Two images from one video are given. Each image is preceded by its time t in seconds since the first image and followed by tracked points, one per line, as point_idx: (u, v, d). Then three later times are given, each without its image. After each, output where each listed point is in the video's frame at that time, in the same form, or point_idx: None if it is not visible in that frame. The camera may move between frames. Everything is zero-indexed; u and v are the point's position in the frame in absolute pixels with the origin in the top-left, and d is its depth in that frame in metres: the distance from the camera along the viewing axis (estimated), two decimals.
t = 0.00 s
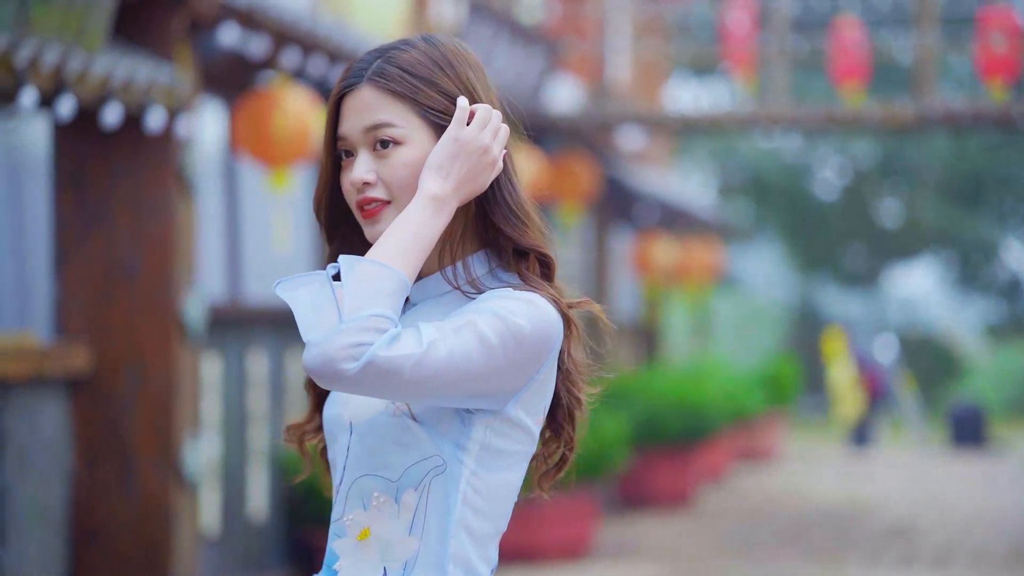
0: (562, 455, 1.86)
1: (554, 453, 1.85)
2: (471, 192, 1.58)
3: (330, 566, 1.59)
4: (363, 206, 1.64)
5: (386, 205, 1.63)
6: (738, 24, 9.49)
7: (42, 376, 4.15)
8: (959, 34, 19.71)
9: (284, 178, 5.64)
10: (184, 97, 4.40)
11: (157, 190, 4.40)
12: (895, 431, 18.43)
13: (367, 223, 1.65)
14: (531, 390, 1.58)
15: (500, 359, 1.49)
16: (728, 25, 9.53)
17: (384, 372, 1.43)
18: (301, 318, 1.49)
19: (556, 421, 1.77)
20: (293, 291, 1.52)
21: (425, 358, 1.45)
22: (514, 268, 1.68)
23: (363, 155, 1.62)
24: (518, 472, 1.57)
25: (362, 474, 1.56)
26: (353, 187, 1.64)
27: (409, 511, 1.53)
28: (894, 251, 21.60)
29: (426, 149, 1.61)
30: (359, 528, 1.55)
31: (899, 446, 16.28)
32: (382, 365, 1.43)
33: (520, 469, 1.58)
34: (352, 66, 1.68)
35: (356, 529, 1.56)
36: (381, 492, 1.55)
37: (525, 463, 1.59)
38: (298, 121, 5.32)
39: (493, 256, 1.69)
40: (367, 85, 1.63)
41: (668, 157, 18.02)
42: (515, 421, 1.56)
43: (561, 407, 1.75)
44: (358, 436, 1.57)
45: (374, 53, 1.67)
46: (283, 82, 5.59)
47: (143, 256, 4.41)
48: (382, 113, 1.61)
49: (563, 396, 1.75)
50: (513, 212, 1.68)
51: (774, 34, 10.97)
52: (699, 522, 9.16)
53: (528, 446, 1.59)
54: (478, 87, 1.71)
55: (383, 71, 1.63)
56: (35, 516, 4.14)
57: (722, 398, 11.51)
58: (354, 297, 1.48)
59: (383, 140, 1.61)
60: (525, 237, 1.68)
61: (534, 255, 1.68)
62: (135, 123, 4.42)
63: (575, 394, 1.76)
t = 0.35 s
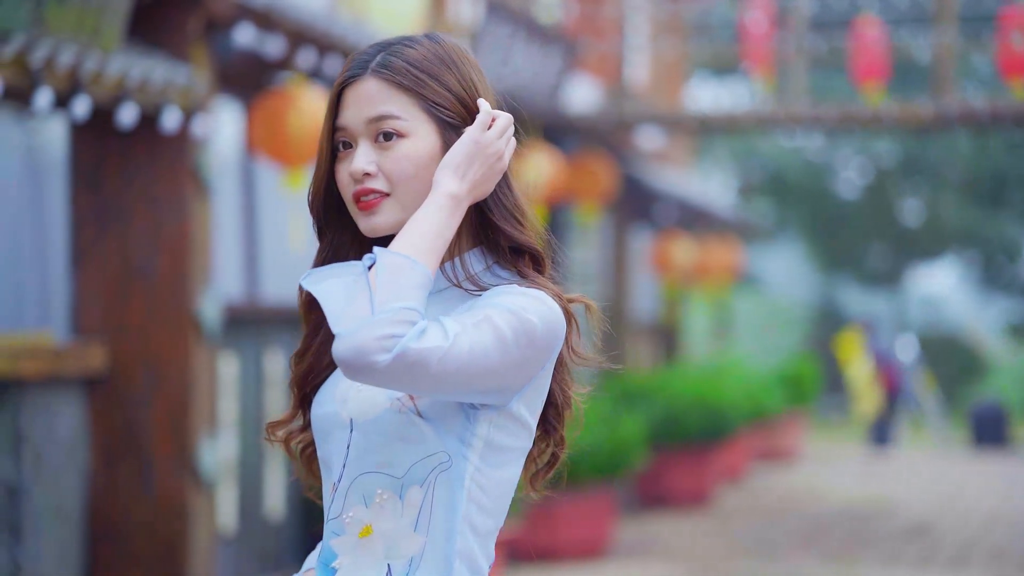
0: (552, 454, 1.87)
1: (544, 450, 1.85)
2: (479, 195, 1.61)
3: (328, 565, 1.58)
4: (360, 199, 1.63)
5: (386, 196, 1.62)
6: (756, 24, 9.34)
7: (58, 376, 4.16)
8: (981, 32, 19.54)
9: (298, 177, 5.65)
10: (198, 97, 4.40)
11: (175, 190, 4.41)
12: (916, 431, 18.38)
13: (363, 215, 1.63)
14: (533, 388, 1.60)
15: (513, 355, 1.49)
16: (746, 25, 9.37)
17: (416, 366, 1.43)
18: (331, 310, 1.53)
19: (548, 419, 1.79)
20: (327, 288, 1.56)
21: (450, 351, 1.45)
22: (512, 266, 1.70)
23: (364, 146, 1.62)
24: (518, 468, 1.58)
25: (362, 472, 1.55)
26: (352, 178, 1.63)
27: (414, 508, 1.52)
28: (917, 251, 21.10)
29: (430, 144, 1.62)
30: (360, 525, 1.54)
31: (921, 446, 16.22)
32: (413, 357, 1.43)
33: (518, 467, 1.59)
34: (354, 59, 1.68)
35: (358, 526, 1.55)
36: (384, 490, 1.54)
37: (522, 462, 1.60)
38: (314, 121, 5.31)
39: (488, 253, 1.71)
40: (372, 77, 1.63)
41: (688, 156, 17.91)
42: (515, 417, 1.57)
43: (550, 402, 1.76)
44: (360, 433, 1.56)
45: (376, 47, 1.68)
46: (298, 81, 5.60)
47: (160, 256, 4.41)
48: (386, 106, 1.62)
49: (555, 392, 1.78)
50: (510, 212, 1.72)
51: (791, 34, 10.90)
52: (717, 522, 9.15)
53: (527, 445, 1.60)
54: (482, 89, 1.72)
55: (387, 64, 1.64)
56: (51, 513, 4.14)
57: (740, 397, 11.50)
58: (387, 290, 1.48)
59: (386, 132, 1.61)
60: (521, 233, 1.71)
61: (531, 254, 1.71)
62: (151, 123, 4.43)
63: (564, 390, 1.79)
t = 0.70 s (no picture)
0: (536, 455, 1.89)
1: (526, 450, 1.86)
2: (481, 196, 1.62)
3: (317, 560, 1.59)
4: (354, 189, 1.65)
5: (381, 188, 1.64)
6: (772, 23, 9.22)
7: (72, 374, 4.16)
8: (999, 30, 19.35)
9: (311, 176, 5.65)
10: (211, 97, 4.40)
11: (188, 189, 4.41)
12: (936, 431, 18.24)
13: (356, 206, 1.65)
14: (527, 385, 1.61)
15: (516, 352, 1.51)
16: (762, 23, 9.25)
17: (435, 360, 1.44)
18: (348, 302, 1.53)
19: (532, 419, 1.82)
20: (341, 280, 1.56)
21: (466, 347, 1.46)
22: (505, 266, 1.72)
23: (361, 138, 1.64)
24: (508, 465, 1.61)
25: (356, 468, 1.56)
26: (347, 169, 1.65)
27: (409, 504, 1.54)
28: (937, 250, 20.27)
29: (429, 137, 1.65)
30: (353, 520, 1.56)
31: (939, 446, 16.09)
32: (433, 351, 1.44)
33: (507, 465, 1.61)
34: (353, 53, 1.71)
35: (350, 522, 1.56)
36: (379, 486, 1.55)
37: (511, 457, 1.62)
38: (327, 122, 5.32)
39: (480, 251, 1.73)
40: (372, 70, 1.66)
41: (705, 155, 17.77)
42: (507, 414, 1.59)
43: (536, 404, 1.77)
44: (353, 429, 1.56)
45: (374, 41, 1.71)
46: (312, 80, 5.59)
47: (172, 254, 4.42)
48: (386, 99, 1.65)
49: (542, 392, 1.80)
50: (504, 212, 1.74)
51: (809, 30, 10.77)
52: (734, 521, 9.11)
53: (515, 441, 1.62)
54: (478, 89, 1.76)
55: (387, 57, 1.67)
56: (65, 513, 4.14)
57: (758, 396, 11.44)
58: (412, 288, 1.48)
59: (384, 124, 1.64)
60: (514, 232, 1.74)
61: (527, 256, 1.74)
62: (164, 123, 4.44)
63: (549, 392, 1.82)
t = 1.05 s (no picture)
0: (515, 455, 1.89)
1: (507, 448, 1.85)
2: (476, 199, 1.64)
3: (308, 558, 1.58)
4: (346, 181, 1.64)
5: (374, 180, 1.63)
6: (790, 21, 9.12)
7: (87, 372, 4.17)
8: (1019, 28, 19.20)
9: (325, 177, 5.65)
10: (223, 95, 4.39)
11: (200, 188, 4.42)
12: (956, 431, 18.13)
13: (347, 198, 1.64)
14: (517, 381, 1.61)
15: (516, 349, 1.51)
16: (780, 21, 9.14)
17: (442, 359, 1.45)
18: (356, 301, 1.53)
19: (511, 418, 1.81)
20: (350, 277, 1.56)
21: (471, 346, 1.47)
22: (491, 262, 1.72)
23: (356, 130, 1.64)
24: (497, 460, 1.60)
25: (349, 465, 1.55)
26: (340, 161, 1.64)
27: (402, 501, 1.54)
28: (960, 250, 19.96)
29: (422, 129, 1.64)
30: (345, 518, 1.56)
31: (960, 446, 16.00)
32: (444, 351, 1.45)
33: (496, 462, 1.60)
34: (347, 45, 1.70)
35: (343, 519, 1.56)
36: (372, 482, 1.54)
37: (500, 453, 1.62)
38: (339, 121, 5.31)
39: (468, 249, 1.73)
40: (366, 62, 1.66)
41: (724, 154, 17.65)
42: (498, 411, 1.58)
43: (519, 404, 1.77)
44: (344, 427, 1.55)
45: (367, 35, 1.71)
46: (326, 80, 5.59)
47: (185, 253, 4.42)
48: (382, 91, 1.64)
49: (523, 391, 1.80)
50: (490, 210, 1.75)
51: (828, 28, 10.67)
52: (752, 521, 9.09)
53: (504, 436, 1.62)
54: (470, 87, 1.76)
55: (382, 51, 1.67)
56: (79, 512, 4.15)
57: (777, 396, 11.40)
58: (419, 289, 1.49)
59: (379, 117, 1.64)
60: (499, 231, 1.74)
61: (510, 252, 1.74)
62: (176, 122, 4.44)
63: (530, 391, 1.82)
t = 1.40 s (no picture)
0: (502, 455, 1.88)
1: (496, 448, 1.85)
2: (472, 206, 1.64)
3: (304, 561, 1.57)
4: (344, 178, 1.63)
5: (371, 176, 1.62)
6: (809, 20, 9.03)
7: (101, 374, 4.17)
8: None
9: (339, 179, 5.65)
10: (239, 96, 4.37)
11: (215, 190, 4.42)
12: (978, 432, 18.01)
13: (343, 194, 1.63)
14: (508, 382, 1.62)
15: (513, 351, 1.52)
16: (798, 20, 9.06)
17: (448, 363, 1.45)
18: (358, 303, 1.51)
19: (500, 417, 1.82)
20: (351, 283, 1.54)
21: (474, 350, 1.47)
22: (481, 263, 1.73)
23: (353, 127, 1.63)
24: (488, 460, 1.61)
25: (345, 467, 1.54)
26: (336, 157, 1.63)
27: (400, 502, 1.53)
28: (982, 250, 19.70)
29: (419, 128, 1.64)
30: (342, 520, 1.55)
31: (982, 446, 15.90)
32: (449, 356, 1.45)
33: (485, 461, 1.61)
34: (342, 43, 1.69)
35: (340, 521, 1.55)
36: (369, 484, 1.54)
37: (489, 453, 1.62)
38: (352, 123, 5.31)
39: (460, 248, 1.73)
40: (364, 60, 1.65)
41: (744, 154, 17.53)
42: (491, 412, 1.59)
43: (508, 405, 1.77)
44: (341, 429, 1.54)
45: (362, 33, 1.70)
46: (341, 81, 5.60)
47: (199, 255, 4.43)
48: (381, 89, 1.64)
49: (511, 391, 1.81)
50: (480, 213, 1.76)
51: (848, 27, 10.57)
52: (770, 522, 9.08)
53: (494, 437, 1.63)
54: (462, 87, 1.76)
55: (380, 48, 1.66)
56: (94, 513, 4.14)
57: (796, 396, 11.36)
58: (424, 295, 1.49)
59: (377, 115, 1.63)
60: (489, 231, 1.75)
61: (500, 254, 1.75)
62: (189, 124, 4.44)
63: (519, 392, 1.82)
